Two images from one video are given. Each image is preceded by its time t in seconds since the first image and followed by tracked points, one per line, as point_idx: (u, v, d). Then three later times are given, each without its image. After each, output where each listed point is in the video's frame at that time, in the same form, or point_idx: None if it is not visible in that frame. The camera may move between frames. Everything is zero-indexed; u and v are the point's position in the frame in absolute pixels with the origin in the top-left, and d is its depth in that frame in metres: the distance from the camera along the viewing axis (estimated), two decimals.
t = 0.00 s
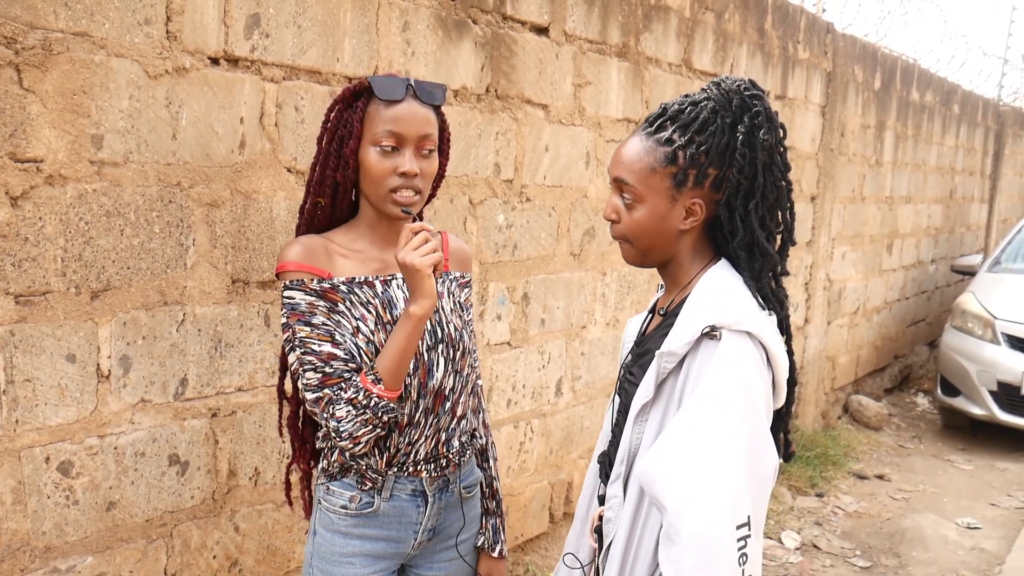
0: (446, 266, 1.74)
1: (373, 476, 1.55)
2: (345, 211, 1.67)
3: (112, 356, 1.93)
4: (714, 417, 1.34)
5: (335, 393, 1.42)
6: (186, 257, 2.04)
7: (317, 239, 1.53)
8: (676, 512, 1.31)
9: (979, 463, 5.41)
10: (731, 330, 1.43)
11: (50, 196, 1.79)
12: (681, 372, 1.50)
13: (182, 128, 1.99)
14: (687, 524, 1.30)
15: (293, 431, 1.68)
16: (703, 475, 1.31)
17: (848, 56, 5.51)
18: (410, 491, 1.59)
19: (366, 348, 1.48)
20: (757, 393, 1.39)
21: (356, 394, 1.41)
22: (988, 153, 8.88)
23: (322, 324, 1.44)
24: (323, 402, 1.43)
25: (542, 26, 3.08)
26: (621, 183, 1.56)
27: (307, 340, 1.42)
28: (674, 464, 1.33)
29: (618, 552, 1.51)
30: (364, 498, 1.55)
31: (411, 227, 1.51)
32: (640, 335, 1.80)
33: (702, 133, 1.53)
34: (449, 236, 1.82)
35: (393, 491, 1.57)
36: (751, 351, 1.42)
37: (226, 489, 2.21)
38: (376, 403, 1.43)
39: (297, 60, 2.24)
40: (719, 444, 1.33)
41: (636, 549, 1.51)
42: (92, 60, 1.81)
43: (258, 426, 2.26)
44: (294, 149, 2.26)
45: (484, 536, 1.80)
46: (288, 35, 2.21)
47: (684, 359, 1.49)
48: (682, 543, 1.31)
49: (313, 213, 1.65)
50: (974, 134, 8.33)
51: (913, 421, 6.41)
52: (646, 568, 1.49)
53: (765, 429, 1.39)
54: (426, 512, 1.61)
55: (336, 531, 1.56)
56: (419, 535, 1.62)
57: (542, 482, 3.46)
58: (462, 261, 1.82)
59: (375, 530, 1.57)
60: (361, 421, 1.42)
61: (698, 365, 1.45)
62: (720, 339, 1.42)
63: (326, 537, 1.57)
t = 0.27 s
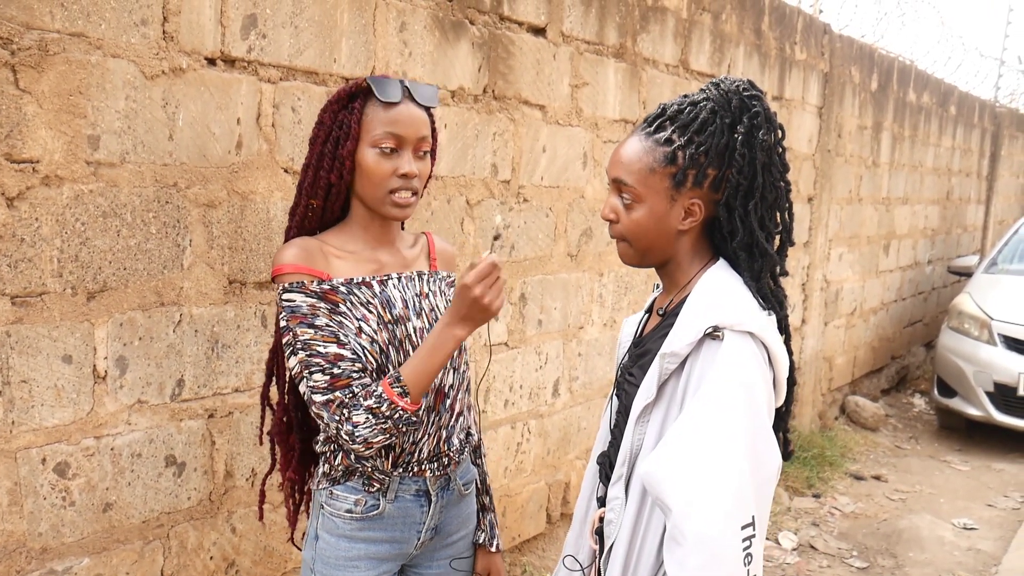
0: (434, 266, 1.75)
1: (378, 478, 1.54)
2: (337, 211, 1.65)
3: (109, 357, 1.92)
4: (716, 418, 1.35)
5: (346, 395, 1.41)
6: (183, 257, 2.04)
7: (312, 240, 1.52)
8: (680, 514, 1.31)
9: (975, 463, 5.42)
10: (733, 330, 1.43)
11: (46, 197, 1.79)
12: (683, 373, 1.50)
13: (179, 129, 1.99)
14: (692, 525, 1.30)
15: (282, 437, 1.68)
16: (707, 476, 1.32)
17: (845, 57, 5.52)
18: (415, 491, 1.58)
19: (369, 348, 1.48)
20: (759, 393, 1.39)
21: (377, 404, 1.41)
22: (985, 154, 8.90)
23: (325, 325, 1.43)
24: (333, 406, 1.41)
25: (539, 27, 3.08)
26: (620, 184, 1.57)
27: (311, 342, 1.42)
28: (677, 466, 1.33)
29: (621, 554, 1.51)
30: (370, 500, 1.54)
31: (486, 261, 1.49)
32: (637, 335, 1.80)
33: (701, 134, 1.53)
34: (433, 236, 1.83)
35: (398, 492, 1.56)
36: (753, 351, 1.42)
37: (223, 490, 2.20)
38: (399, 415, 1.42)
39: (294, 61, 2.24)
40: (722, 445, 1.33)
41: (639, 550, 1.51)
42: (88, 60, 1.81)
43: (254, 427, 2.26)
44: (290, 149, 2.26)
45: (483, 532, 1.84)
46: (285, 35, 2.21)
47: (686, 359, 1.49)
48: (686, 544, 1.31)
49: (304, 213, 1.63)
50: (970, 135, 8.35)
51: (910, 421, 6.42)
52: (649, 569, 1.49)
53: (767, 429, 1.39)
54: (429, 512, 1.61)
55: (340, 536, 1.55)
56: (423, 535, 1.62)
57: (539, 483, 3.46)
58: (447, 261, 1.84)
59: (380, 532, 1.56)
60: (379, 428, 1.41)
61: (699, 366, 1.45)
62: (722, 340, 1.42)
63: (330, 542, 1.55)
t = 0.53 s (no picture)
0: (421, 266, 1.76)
1: (387, 478, 1.54)
2: (333, 211, 1.63)
3: (106, 357, 1.92)
4: (714, 416, 1.35)
5: (369, 393, 1.42)
6: (180, 257, 2.04)
7: (311, 240, 1.52)
8: (678, 512, 1.31)
9: (973, 461, 5.44)
10: (731, 328, 1.43)
11: (43, 197, 1.78)
12: (681, 371, 1.50)
13: (176, 129, 1.98)
14: (690, 523, 1.30)
15: (275, 443, 1.67)
16: (704, 473, 1.32)
17: (842, 55, 5.52)
18: (420, 488, 1.59)
19: (380, 346, 1.48)
20: (758, 391, 1.40)
21: (408, 404, 1.43)
22: (982, 152, 8.92)
23: (339, 324, 1.43)
24: (356, 404, 1.41)
25: (536, 26, 3.08)
26: (619, 183, 1.56)
27: (327, 341, 1.41)
28: (674, 463, 1.33)
29: (620, 552, 1.51)
30: (378, 500, 1.54)
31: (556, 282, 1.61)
32: (636, 333, 1.80)
33: (701, 132, 1.53)
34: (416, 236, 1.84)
35: (404, 490, 1.57)
36: (751, 349, 1.43)
37: (221, 490, 2.20)
38: (430, 414, 1.47)
39: (291, 60, 2.24)
40: (719, 443, 1.33)
41: (639, 549, 1.51)
42: (84, 60, 1.81)
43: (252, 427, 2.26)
44: (287, 149, 2.26)
45: (480, 525, 1.87)
46: (282, 34, 2.20)
47: (685, 358, 1.49)
48: (685, 542, 1.31)
49: (300, 215, 1.60)
50: (968, 133, 8.36)
51: (908, 420, 6.44)
52: (649, 567, 1.49)
53: (766, 427, 1.40)
54: (434, 508, 1.62)
55: (349, 538, 1.53)
56: (428, 531, 1.63)
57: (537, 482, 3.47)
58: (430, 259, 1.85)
59: (388, 532, 1.56)
60: (406, 426, 1.44)
61: (698, 364, 1.45)
62: (720, 337, 1.42)
63: (338, 545, 1.54)
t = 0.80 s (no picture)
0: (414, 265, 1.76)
1: (399, 475, 1.54)
2: (332, 212, 1.62)
3: (106, 357, 1.92)
4: (717, 414, 1.35)
5: (380, 391, 1.41)
6: (179, 257, 2.04)
7: (314, 241, 1.52)
8: (680, 510, 1.32)
9: (973, 459, 5.44)
10: (735, 326, 1.43)
11: (42, 197, 1.78)
12: (684, 369, 1.50)
13: (174, 129, 1.98)
14: (695, 521, 1.31)
15: (274, 449, 1.67)
16: (708, 472, 1.32)
17: (841, 53, 5.52)
18: (428, 485, 1.60)
19: (389, 344, 1.49)
20: (760, 389, 1.40)
21: (422, 401, 1.44)
22: (981, 150, 8.92)
23: (347, 323, 1.43)
24: (368, 403, 1.41)
25: (535, 24, 3.08)
26: (622, 183, 1.56)
27: (337, 341, 1.41)
28: (678, 462, 1.33)
29: (623, 551, 1.51)
30: (390, 499, 1.54)
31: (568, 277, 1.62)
32: (637, 330, 1.81)
33: (706, 133, 1.53)
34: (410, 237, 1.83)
35: (414, 488, 1.57)
36: (755, 347, 1.42)
37: (221, 490, 2.20)
38: (443, 410, 1.48)
39: (289, 59, 2.24)
40: (722, 441, 1.33)
41: (641, 547, 1.51)
42: (82, 60, 1.81)
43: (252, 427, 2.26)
44: (286, 149, 2.26)
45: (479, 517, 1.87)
46: (280, 34, 2.20)
47: (688, 355, 1.49)
48: (688, 540, 1.31)
49: (300, 217, 1.60)
50: (966, 131, 8.36)
51: (907, 418, 6.44)
52: (651, 565, 1.49)
53: (769, 424, 1.40)
54: (441, 504, 1.63)
55: (361, 538, 1.53)
56: (435, 527, 1.64)
57: (537, 481, 3.47)
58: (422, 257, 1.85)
59: (399, 530, 1.56)
60: (419, 423, 1.44)
61: (701, 362, 1.45)
62: (724, 336, 1.42)
63: (350, 546, 1.53)
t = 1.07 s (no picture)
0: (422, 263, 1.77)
1: (402, 473, 1.54)
2: (333, 214, 1.62)
3: (108, 356, 1.92)
4: (718, 407, 1.35)
5: (380, 389, 1.42)
6: (181, 256, 2.04)
7: (320, 239, 1.53)
8: (681, 503, 1.32)
9: (975, 457, 5.44)
10: (735, 319, 1.43)
11: (44, 197, 1.79)
12: (685, 363, 1.50)
13: (176, 128, 1.99)
14: (696, 515, 1.31)
15: (286, 454, 1.67)
16: (710, 466, 1.32)
17: (842, 51, 5.52)
18: (430, 483, 1.60)
19: (392, 342, 1.49)
20: (761, 383, 1.40)
21: (421, 401, 1.44)
22: (983, 147, 8.91)
23: (351, 321, 1.44)
24: (369, 400, 1.41)
25: (536, 23, 3.07)
26: (633, 191, 1.52)
27: (340, 338, 1.42)
28: (679, 456, 1.33)
29: (625, 545, 1.51)
30: (392, 497, 1.54)
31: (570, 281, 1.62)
32: (637, 326, 1.80)
33: (720, 142, 1.51)
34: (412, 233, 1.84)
35: (416, 486, 1.57)
36: (755, 341, 1.43)
37: (223, 488, 2.21)
38: (444, 410, 1.48)
39: (290, 58, 2.24)
40: (723, 434, 1.33)
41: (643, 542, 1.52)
42: (84, 60, 1.81)
43: (254, 425, 2.26)
44: (288, 148, 2.26)
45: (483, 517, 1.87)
46: (281, 33, 2.20)
47: (688, 350, 1.49)
48: (689, 534, 1.31)
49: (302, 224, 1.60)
50: (968, 129, 8.35)
51: (909, 416, 6.44)
52: (655, 559, 1.50)
53: (769, 418, 1.40)
54: (443, 502, 1.63)
55: (363, 536, 1.53)
56: (437, 525, 1.64)
57: (539, 480, 3.47)
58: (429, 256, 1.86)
59: (401, 528, 1.56)
60: (419, 422, 1.44)
61: (702, 355, 1.46)
62: (724, 328, 1.43)
63: (352, 544, 1.53)
